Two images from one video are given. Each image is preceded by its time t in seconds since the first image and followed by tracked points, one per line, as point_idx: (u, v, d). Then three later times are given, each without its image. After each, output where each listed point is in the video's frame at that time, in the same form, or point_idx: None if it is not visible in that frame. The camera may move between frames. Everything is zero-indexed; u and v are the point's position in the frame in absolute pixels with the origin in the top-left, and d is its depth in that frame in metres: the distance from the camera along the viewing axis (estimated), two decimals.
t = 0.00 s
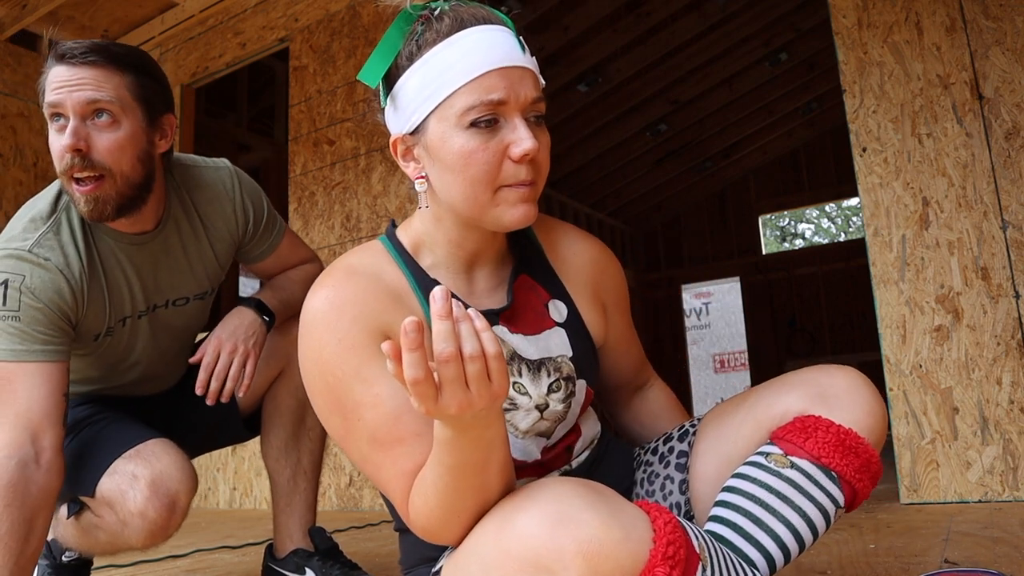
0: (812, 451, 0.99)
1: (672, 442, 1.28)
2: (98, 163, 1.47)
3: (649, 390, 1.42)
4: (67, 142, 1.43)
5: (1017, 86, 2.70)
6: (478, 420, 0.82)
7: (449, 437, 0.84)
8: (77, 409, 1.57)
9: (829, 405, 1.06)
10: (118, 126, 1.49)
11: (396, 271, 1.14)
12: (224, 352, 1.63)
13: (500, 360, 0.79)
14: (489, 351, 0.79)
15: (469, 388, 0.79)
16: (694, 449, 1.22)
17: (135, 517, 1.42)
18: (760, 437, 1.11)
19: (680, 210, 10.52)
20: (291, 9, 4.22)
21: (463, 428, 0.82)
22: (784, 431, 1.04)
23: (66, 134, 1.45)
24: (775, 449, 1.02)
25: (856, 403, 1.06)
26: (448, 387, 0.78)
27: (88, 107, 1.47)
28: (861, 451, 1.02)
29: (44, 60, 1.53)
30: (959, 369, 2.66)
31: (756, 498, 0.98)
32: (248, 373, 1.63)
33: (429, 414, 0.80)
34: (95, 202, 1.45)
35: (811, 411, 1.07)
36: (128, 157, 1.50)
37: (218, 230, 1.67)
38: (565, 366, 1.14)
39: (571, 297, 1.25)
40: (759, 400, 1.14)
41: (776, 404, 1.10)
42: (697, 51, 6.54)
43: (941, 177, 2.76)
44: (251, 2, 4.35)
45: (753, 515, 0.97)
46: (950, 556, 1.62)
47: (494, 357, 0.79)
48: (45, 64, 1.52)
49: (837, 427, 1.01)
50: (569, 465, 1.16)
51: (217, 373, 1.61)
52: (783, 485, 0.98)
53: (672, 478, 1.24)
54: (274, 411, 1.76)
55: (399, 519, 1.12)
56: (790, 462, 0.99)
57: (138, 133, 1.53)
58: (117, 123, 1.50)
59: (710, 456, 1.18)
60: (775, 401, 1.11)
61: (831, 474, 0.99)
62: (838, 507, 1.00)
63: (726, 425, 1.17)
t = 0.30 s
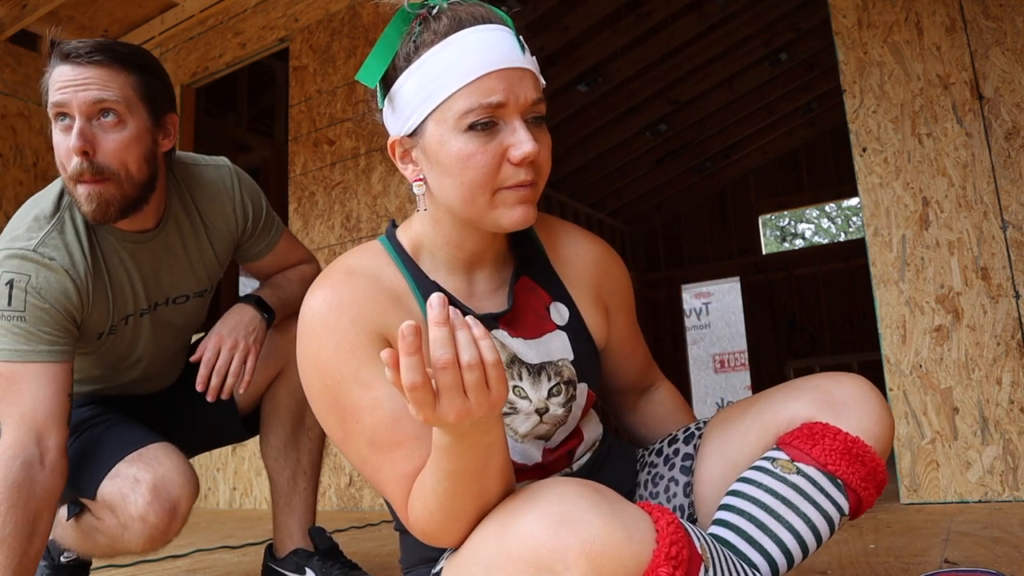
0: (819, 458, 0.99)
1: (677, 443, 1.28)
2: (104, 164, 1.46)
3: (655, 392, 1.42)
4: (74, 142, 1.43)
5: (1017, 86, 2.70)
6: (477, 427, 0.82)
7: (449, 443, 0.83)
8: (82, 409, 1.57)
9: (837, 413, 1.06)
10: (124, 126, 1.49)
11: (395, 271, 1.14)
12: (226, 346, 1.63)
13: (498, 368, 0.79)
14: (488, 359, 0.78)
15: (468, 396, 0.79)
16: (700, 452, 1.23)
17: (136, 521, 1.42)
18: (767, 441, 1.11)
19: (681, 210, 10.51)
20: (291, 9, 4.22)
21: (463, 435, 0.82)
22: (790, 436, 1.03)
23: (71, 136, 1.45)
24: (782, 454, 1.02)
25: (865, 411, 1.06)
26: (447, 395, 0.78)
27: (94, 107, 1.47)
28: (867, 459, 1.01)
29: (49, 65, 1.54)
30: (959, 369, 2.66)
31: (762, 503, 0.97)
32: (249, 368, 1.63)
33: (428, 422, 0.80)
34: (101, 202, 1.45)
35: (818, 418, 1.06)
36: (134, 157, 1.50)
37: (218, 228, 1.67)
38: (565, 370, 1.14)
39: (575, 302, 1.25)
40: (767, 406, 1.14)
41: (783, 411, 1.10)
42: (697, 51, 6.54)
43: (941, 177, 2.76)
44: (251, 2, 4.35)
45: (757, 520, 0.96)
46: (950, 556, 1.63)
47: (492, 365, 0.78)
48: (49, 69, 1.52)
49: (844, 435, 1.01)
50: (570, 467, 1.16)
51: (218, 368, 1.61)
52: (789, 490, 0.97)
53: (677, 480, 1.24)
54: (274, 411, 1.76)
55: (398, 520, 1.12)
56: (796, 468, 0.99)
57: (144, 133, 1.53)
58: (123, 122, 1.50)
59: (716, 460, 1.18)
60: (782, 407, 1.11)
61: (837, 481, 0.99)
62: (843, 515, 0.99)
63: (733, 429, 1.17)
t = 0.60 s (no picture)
0: (826, 467, 0.98)
1: (684, 449, 1.29)
2: (107, 168, 1.47)
3: (669, 390, 1.41)
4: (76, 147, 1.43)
5: (1017, 86, 2.70)
6: (471, 425, 0.82)
7: (444, 441, 0.83)
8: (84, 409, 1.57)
9: (846, 423, 1.06)
10: (126, 130, 1.50)
11: (399, 270, 1.15)
12: (228, 351, 1.63)
13: (489, 369, 0.78)
14: (478, 360, 0.77)
15: (458, 398, 0.78)
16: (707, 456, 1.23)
17: (137, 524, 1.42)
18: (775, 449, 1.11)
19: (681, 210, 10.51)
20: (291, 9, 4.22)
21: (459, 434, 0.82)
22: (799, 445, 1.03)
23: (73, 140, 1.45)
24: (789, 462, 1.01)
25: (874, 423, 1.06)
26: (437, 397, 0.77)
27: (96, 111, 1.47)
28: (875, 470, 1.00)
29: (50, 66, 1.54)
30: (959, 369, 2.66)
31: (769, 511, 0.97)
32: (252, 372, 1.62)
33: (421, 422, 0.80)
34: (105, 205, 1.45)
35: (826, 428, 1.06)
36: (138, 160, 1.50)
37: (221, 230, 1.67)
38: (567, 370, 1.14)
39: (577, 297, 1.24)
40: (776, 415, 1.14)
41: (793, 420, 1.10)
42: (697, 51, 6.54)
43: (941, 177, 2.76)
44: (251, 2, 4.34)
45: (762, 526, 0.96)
46: (950, 556, 1.63)
47: (483, 367, 0.78)
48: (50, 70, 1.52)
49: (853, 445, 1.00)
50: (573, 469, 1.16)
51: (220, 373, 1.60)
52: (796, 498, 0.97)
53: (683, 485, 1.24)
54: (276, 410, 1.76)
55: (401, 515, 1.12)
56: (804, 476, 0.99)
57: (146, 136, 1.53)
58: (126, 126, 1.50)
59: (724, 465, 1.18)
60: (793, 416, 1.11)
61: (845, 491, 0.98)
62: (850, 525, 0.98)
63: (742, 436, 1.17)
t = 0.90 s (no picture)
0: (836, 479, 0.98)
1: (696, 457, 1.30)
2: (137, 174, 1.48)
3: (754, 338, 1.30)
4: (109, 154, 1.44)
5: (1017, 86, 2.70)
6: (474, 415, 0.81)
7: (448, 433, 0.83)
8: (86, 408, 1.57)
9: (860, 437, 1.07)
10: (156, 136, 1.51)
11: (410, 267, 1.16)
12: (234, 345, 1.63)
13: (489, 361, 0.78)
14: (478, 352, 0.77)
15: (457, 388, 0.78)
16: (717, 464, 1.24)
17: (140, 522, 1.43)
18: (786, 460, 1.12)
19: (681, 210, 10.51)
20: (291, 9, 4.22)
21: (462, 425, 0.82)
22: (810, 455, 1.02)
23: (105, 146, 1.46)
24: (800, 472, 1.01)
25: (886, 440, 1.07)
26: (437, 386, 0.77)
27: (127, 118, 1.47)
28: (886, 484, 1.01)
29: (73, 69, 1.53)
30: (959, 369, 2.66)
31: (779, 520, 0.96)
32: (256, 368, 1.63)
33: (422, 412, 0.79)
34: (132, 211, 1.46)
35: (840, 440, 1.07)
36: (166, 167, 1.52)
37: (224, 231, 1.67)
38: (573, 367, 1.14)
39: (571, 270, 1.23)
40: (787, 425, 1.15)
41: (804, 432, 1.11)
42: (697, 51, 6.54)
43: (941, 177, 2.77)
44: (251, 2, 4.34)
45: (769, 534, 0.95)
46: (950, 555, 1.63)
47: (483, 358, 0.77)
48: (77, 73, 1.51)
49: (864, 459, 1.01)
50: (582, 469, 1.16)
51: (226, 369, 1.62)
52: (805, 508, 0.96)
53: (692, 492, 1.26)
54: (277, 410, 1.75)
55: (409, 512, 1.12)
56: (813, 486, 0.98)
57: (171, 143, 1.54)
58: (155, 133, 1.51)
59: (732, 473, 1.18)
60: (805, 428, 1.11)
61: (854, 504, 0.98)
62: (857, 540, 0.98)
63: (751, 445, 1.18)
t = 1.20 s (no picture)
0: (851, 500, 0.96)
1: (711, 472, 1.26)
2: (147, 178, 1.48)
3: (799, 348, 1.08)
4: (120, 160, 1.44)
5: (1017, 86, 2.70)
6: (480, 414, 0.81)
7: (455, 427, 0.83)
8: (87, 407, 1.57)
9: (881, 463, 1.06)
10: (165, 142, 1.51)
11: (437, 259, 1.17)
12: (236, 349, 1.63)
13: (499, 362, 0.77)
14: (488, 351, 0.76)
15: (464, 384, 0.77)
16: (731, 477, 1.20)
17: (141, 520, 1.42)
18: (803, 477, 1.10)
19: (681, 210, 10.52)
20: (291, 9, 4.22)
21: (469, 420, 0.82)
22: (824, 475, 1.01)
23: (115, 152, 1.46)
24: (814, 490, 0.99)
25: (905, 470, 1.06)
26: (444, 379, 0.77)
27: (137, 124, 1.48)
28: (899, 512, 0.99)
29: (79, 73, 1.52)
30: (959, 369, 2.66)
31: (791, 536, 0.94)
32: (259, 372, 1.63)
33: (427, 404, 0.80)
34: (140, 214, 1.46)
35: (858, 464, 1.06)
36: (174, 172, 1.52)
37: (225, 233, 1.67)
38: (591, 373, 1.11)
39: (596, 276, 1.20)
40: (806, 446, 1.13)
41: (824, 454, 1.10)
42: (696, 51, 6.54)
43: (941, 177, 2.77)
44: (251, 2, 4.35)
45: (779, 547, 0.93)
46: (950, 556, 1.63)
47: (493, 358, 0.77)
48: (85, 78, 1.50)
49: (878, 483, 1.00)
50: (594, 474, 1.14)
51: (229, 372, 1.62)
52: (819, 529, 0.94)
53: (705, 504, 1.21)
54: (278, 410, 1.75)
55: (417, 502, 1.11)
56: (827, 504, 0.96)
57: (179, 147, 1.54)
58: (164, 138, 1.51)
59: (744, 488, 1.16)
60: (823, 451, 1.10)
61: (866, 527, 0.96)
62: (866, 563, 0.96)
63: (767, 461, 1.16)
